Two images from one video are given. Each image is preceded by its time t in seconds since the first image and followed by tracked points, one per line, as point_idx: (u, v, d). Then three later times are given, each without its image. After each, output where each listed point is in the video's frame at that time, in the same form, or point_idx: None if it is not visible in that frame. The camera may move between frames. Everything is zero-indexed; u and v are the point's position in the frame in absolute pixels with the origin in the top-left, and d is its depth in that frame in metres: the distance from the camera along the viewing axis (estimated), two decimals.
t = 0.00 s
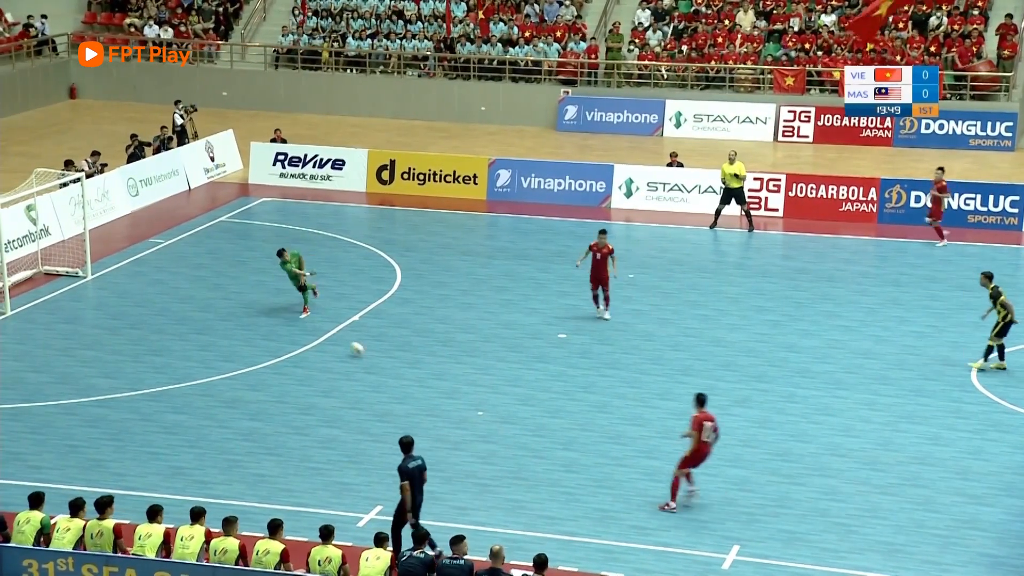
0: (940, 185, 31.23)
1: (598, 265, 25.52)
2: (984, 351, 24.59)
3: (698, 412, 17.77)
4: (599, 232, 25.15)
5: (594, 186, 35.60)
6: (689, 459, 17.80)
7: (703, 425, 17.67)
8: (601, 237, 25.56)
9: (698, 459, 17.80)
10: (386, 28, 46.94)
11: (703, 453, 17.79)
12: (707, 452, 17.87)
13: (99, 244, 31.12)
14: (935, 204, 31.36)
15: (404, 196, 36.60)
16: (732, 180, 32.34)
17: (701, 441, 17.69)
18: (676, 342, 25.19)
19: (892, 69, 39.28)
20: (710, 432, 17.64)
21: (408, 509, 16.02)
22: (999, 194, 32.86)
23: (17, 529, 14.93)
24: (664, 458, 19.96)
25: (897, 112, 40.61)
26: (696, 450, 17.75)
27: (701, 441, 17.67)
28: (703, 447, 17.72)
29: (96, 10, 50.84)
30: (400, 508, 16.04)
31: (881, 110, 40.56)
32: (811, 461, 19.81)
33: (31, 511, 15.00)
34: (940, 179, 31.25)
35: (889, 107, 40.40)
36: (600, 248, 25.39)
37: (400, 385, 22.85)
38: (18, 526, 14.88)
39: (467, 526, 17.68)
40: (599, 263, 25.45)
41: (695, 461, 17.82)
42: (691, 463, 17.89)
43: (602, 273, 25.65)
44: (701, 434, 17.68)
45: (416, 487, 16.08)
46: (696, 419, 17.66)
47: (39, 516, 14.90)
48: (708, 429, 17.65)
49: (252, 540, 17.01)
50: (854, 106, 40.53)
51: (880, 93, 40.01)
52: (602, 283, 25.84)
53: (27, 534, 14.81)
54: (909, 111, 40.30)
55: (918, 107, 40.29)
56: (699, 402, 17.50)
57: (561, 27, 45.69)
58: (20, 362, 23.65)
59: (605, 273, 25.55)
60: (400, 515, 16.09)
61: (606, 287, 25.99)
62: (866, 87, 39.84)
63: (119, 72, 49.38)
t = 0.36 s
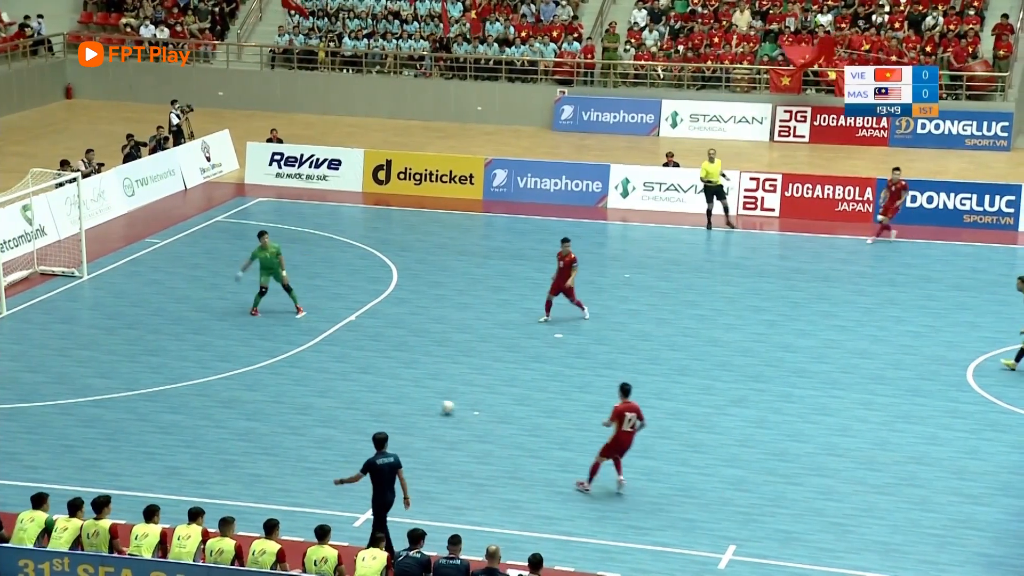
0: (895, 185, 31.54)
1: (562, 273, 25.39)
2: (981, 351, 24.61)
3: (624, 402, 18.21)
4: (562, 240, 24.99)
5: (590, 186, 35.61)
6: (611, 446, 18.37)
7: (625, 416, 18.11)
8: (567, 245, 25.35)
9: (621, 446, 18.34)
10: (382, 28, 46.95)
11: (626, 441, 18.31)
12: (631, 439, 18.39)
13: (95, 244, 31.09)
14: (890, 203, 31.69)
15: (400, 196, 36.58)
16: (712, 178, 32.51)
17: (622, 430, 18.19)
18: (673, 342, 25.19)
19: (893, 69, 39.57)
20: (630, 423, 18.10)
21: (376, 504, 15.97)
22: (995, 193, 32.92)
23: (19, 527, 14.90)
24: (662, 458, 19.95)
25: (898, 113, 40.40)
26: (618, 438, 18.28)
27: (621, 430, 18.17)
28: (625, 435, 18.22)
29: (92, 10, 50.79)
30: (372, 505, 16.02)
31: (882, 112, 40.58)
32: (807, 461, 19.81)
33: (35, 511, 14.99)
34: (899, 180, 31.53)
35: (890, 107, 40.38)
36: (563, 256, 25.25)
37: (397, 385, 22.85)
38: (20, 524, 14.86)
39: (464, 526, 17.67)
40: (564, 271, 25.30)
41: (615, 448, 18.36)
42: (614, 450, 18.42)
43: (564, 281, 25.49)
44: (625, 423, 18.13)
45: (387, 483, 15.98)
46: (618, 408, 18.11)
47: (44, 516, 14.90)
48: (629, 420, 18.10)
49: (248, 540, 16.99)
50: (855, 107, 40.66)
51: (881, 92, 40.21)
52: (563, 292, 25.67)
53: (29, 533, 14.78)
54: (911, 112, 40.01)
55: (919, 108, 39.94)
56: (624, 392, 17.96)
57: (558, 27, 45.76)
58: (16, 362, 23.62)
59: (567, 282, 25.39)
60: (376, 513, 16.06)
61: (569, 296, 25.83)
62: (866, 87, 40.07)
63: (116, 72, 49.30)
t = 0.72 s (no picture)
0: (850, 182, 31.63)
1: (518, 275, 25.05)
2: (959, 349, 24.73)
3: (567, 397, 18.53)
4: (519, 243, 24.63)
5: (571, 186, 35.66)
6: (549, 438, 18.77)
7: (565, 412, 18.46)
8: (523, 246, 24.96)
9: (560, 439, 18.74)
10: (363, 28, 46.87)
11: (564, 435, 18.70)
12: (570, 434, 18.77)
13: (74, 244, 30.98)
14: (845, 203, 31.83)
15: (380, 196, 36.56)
16: (670, 176, 32.74)
17: (561, 425, 18.58)
18: (653, 342, 25.23)
19: (893, 69, 39.99)
20: (569, 419, 18.47)
21: (337, 500, 16.07)
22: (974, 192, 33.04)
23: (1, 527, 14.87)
24: (643, 458, 19.98)
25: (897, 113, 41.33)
26: (557, 432, 18.67)
27: (560, 425, 18.56)
28: (563, 430, 18.61)
29: (71, 10, 50.56)
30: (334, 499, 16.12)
31: (881, 111, 41.36)
32: (786, 460, 19.87)
33: (17, 512, 14.97)
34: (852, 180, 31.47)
35: (888, 107, 41.16)
36: (520, 259, 24.87)
37: (376, 385, 22.83)
38: (2, 525, 14.83)
39: (444, 526, 17.67)
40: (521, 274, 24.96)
41: (557, 440, 18.77)
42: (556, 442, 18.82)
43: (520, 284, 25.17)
44: (564, 419, 18.51)
45: (351, 480, 16.02)
46: (559, 405, 18.45)
47: (26, 516, 14.85)
48: (568, 416, 18.47)
49: (227, 541, 16.96)
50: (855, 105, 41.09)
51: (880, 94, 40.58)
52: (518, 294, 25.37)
53: (10, 533, 14.75)
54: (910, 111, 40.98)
55: (919, 108, 40.90)
56: (568, 391, 18.27)
57: (538, 27, 45.72)
58: None
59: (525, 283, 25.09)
60: (337, 508, 16.16)
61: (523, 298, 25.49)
62: (866, 87, 40.42)
63: (95, 72, 49.11)
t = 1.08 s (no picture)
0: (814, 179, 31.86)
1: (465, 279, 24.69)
2: (918, 346, 24.95)
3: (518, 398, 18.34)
4: (465, 245, 24.31)
5: (532, 185, 35.67)
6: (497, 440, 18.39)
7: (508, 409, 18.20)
8: (468, 248, 24.69)
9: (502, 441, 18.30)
10: (323, 27, 46.70)
11: (508, 435, 18.25)
12: (515, 436, 18.24)
13: (31, 245, 30.72)
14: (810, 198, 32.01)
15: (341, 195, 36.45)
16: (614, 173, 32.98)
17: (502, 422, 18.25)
18: (615, 340, 25.31)
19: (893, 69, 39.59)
20: (506, 413, 18.15)
21: (286, 498, 16.01)
22: (931, 190, 33.29)
23: None
24: (605, 456, 20.04)
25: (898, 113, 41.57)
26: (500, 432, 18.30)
27: (500, 420, 18.25)
28: (503, 427, 18.24)
29: (27, 9, 50.06)
30: (285, 498, 16.06)
31: (880, 112, 41.78)
32: (747, 457, 19.99)
33: None
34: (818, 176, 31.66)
35: (888, 107, 41.57)
36: (466, 260, 24.59)
37: (338, 384, 22.78)
38: None
39: (407, 525, 17.66)
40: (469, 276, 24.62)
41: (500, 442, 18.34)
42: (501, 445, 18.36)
43: (468, 287, 24.78)
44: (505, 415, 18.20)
45: (300, 479, 15.92)
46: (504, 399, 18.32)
47: None
48: (506, 410, 18.18)
49: (188, 543, 16.87)
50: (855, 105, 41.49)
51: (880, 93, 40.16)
52: (468, 298, 24.98)
53: None
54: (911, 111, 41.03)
55: (919, 107, 40.94)
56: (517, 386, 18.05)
57: (499, 26, 45.66)
58: None
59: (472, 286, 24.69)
60: (289, 506, 16.08)
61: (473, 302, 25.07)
62: (866, 87, 39.98)
63: (54, 71, 48.70)
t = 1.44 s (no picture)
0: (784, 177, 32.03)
1: (411, 284, 24.58)
2: (871, 343, 25.20)
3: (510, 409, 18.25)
4: (412, 250, 24.22)
5: (487, 184, 35.69)
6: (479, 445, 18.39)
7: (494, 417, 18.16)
8: (415, 254, 24.57)
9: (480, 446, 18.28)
10: (276, 27, 46.50)
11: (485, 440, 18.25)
12: (489, 441, 18.20)
13: None
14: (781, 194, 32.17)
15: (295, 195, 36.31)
16: (562, 173, 32.99)
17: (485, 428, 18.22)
18: (571, 339, 25.38)
19: (893, 69, 38.68)
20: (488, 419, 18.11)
21: (244, 500, 15.95)
22: (883, 188, 33.69)
23: None
24: (562, 455, 20.09)
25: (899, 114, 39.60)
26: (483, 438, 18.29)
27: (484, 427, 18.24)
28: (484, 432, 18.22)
29: None
30: (245, 501, 15.97)
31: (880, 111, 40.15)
32: (701, 455, 20.12)
33: None
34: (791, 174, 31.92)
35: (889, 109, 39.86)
36: (412, 266, 24.46)
37: (293, 385, 22.71)
38: None
39: (362, 526, 17.63)
40: (415, 283, 24.51)
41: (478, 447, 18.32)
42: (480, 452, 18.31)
43: (415, 292, 24.71)
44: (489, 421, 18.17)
45: (257, 483, 15.81)
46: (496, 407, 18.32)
47: None
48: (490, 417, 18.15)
49: (142, 546, 16.75)
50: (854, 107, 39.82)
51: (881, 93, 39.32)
52: (415, 304, 24.89)
53: None
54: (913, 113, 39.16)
55: (920, 108, 38.93)
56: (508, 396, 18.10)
57: (453, 25, 45.70)
58: None
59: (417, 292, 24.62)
60: (249, 509, 16.00)
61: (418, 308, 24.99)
62: (866, 87, 39.16)
63: (3, 72, 48.14)
